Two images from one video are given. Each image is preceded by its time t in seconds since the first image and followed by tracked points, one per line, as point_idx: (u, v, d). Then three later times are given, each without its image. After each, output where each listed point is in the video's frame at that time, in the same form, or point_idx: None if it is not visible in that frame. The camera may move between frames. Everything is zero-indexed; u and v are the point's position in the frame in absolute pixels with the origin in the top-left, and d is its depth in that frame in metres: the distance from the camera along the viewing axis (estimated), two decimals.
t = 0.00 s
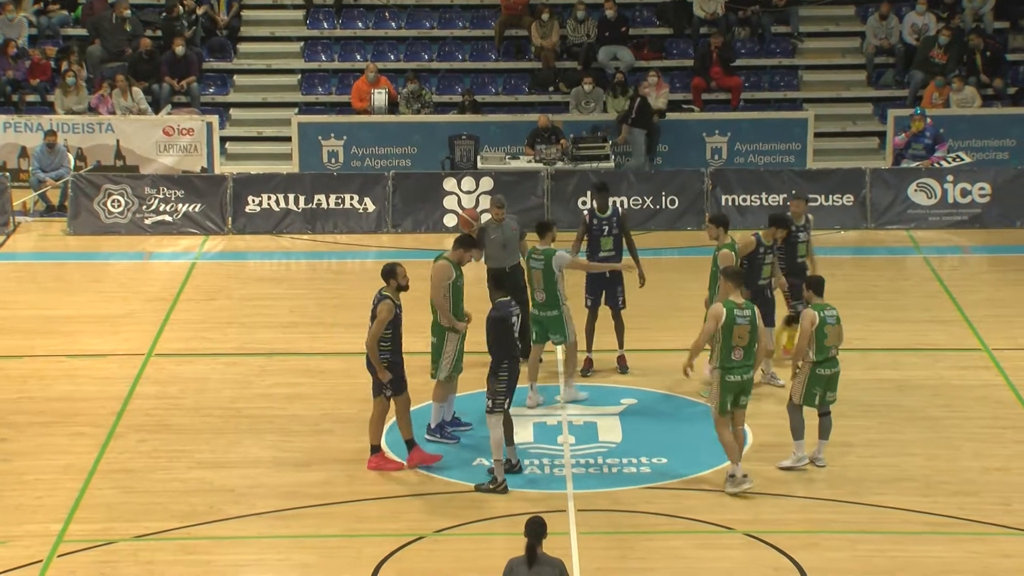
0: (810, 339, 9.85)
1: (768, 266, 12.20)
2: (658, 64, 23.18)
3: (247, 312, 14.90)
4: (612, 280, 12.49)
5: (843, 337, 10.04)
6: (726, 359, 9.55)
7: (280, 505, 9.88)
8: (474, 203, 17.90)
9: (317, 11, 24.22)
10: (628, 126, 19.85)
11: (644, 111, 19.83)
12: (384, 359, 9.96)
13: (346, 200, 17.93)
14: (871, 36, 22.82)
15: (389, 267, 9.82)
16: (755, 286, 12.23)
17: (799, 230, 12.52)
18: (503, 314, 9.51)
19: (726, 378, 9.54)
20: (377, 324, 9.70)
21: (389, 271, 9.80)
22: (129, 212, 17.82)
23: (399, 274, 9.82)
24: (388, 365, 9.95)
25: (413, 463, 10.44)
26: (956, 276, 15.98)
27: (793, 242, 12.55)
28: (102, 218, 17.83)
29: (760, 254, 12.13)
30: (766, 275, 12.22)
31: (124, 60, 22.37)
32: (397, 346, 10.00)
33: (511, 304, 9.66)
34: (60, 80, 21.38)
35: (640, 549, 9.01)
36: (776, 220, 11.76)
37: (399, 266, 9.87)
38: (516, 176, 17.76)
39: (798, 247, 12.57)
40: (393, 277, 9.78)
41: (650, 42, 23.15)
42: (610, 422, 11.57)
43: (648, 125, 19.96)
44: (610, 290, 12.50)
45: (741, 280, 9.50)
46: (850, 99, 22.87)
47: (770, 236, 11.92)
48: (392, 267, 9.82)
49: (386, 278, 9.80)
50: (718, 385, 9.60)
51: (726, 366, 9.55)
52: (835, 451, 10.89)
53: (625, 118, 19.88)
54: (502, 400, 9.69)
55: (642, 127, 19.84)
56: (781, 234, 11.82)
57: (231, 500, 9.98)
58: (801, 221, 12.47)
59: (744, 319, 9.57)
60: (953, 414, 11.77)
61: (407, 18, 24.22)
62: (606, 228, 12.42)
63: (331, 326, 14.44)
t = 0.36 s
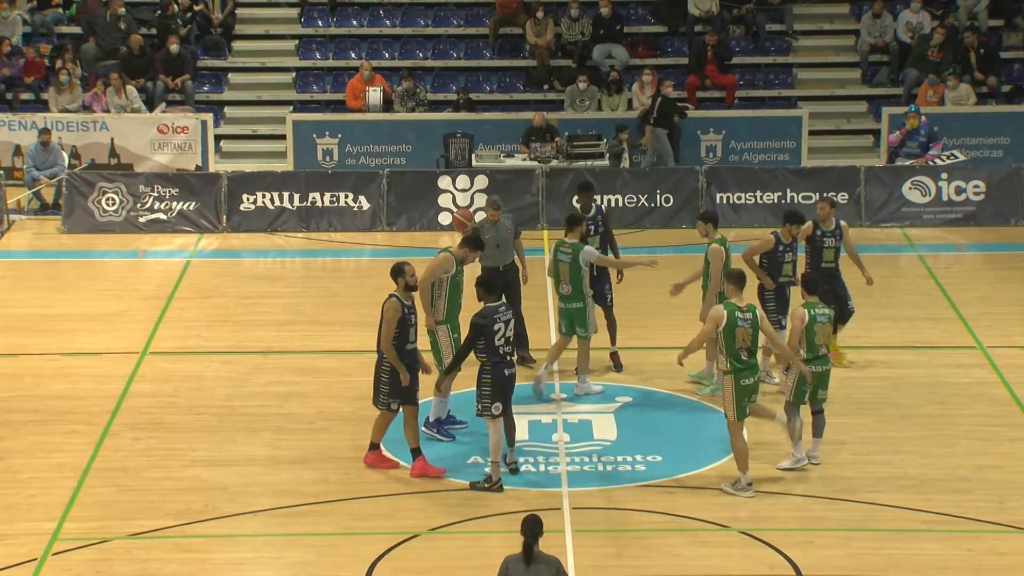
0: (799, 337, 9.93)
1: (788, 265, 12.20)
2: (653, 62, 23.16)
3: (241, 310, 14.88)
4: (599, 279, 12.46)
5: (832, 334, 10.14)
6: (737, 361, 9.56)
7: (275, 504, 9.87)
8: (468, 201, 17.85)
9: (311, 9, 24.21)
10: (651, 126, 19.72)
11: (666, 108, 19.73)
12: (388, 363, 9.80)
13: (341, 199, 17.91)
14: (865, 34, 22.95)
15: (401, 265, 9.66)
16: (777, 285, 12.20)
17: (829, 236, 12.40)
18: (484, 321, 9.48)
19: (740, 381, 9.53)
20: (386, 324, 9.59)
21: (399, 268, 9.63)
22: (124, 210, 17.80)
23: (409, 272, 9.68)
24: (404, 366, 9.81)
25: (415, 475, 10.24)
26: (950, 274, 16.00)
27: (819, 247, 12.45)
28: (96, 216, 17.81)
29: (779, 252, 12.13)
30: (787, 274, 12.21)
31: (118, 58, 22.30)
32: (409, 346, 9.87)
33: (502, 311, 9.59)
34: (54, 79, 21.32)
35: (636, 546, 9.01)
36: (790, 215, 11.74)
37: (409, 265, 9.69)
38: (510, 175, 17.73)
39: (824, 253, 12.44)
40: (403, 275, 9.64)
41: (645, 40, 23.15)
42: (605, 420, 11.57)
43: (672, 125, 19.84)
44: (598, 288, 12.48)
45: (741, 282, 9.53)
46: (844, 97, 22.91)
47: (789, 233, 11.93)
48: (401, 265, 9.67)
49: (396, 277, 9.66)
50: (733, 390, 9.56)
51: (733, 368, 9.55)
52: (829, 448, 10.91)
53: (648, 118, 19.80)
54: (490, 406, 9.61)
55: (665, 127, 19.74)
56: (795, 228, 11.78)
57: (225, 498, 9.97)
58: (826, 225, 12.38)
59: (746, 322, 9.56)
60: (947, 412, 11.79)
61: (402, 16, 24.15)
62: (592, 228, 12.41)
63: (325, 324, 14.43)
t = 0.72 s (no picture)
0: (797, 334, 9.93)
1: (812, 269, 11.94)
2: (652, 60, 23.16)
3: (240, 308, 14.88)
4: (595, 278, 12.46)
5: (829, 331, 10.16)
6: (739, 360, 9.57)
7: (274, 501, 9.88)
8: (468, 199, 17.85)
9: (310, 6, 24.17)
10: (681, 123, 19.95)
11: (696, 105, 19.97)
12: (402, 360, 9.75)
13: (340, 196, 17.91)
14: (864, 31, 22.86)
15: (416, 265, 9.60)
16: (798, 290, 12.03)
17: (831, 234, 12.44)
18: (483, 323, 9.48)
19: (745, 379, 9.55)
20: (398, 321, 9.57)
21: (414, 267, 9.57)
22: (123, 207, 17.80)
23: (425, 271, 9.59)
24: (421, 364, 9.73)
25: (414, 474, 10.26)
26: (949, 271, 16.02)
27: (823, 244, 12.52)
28: (96, 214, 17.82)
29: (801, 257, 11.91)
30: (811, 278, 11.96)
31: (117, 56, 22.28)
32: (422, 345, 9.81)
33: (501, 315, 9.55)
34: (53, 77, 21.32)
35: (635, 544, 9.02)
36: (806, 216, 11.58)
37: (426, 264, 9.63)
38: (509, 173, 17.70)
39: (824, 249, 12.48)
40: (418, 274, 9.57)
41: (644, 38, 23.17)
42: (604, 417, 11.59)
43: (701, 120, 20.06)
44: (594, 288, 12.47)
45: (751, 283, 9.50)
46: (843, 95, 22.91)
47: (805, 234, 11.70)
48: (417, 263, 9.61)
49: (411, 276, 9.60)
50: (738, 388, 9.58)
51: (738, 368, 9.56)
52: (828, 446, 10.93)
53: (678, 114, 20.02)
54: (482, 406, 9.62)
55: (695, 123, 19.95)
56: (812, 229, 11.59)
57: (225, 496, 9.98)
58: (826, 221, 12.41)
59: (750, 322, 9.57)
60: (946, 409, 11.81)
61: (401, 13, 24.11)
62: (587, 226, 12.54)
63: (324, 321, 14.43)
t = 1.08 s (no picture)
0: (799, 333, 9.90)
1: (836, 276, 11.73)
2: (651, 60, 23.18)
3: (240, 307, 14.88)
4: (594, 278, 12.47)
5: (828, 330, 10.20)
6: (744, 359, 9.57)
7: (274, 500, 9.88)
8: (467, 198, 17.88)
9: (310, 5, 24.14)
10: (711, 122, 19.94)
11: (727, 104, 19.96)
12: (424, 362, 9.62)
13: (340, 195, 17.90)
14: (864, 30, 22.87)
15: (426, 269, 9.49)
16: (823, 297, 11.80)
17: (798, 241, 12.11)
18: (485, 320, 9.51)
19: (750, 379, 9.55)
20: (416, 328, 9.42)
21: (425, 272, 9.46)
22: (123, 206, 17.79)
23: (435, 275, 9.51)
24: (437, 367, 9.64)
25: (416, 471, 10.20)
26: (949, 270, 16.02)
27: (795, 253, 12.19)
28: (96, 212, 17.82)
29: (824, 263, 11.74)
30: (836, 285, 11.74)
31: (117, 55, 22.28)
32: (434, 347, 9.75)
33: (506, 314, 9.55)
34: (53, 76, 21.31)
35: (635, 543, 9.02)
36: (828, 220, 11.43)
37: (435, 268, 9.54)
38: (508, 172, 17.68)
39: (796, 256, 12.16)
40: (429, 278, 9.48)
41: (644, 37, 23.19)
42: (604, 417, 11.58)
43: (731, 120, 20.02)
44: (593, 288, 12.48)
45: (756, 281, 9.49)
46: (843, 93, 22.90)
47: (827, 239, 11.67)
48: (426, 268, 9.49)
49: (421, 281, 9.47)
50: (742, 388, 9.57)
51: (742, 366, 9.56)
52: (827, 445, 10.93)
53: (708, 113, 19.99)
54: (484, 404, 9.62)
55: (726, 123, 19.95)
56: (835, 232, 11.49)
57: (225, 495, 9.98)
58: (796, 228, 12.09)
59: (758, 322, 9.53)
60: (947, 409, 11.81)
61: (401, 12, 24.09)
62: (585, 226, 12.38)
63: (324, 320, 14.43)
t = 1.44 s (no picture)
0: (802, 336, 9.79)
1: (854, 278, 11.28)
2: (651, 60, 23.19)
3: (240, 307, 14.88)
4: (593, 277, 12.49)
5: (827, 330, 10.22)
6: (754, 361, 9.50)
7: (274, 500, 9.88)
8: (467, 198, 17.91)
9: (310, 5, 24.13)
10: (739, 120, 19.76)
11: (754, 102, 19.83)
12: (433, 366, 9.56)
13: (340, 195, 17.89)
14: (864, 31, 22.88)
15: (435, 276, 9.40)
16: (838, 298, 11.38)
17: (769, 233, 12.09)
18: (494, 316, 9.51)
19: (755, 379, 9.49)
20: (432, 334, 9.36)
21: (435, 278, 9.40)
22: (123, 207, 17.79)
23: (445, 282, 9.46)
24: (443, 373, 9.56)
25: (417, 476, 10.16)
26: (949, 271, 16.02)
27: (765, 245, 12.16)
28: (96, 213, 17.82)
29: (843, 264, 11.29)
30: (852, 288, 11.30)
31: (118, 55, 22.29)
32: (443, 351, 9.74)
33: (515, 310, 9.49)
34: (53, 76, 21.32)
35: (635, 543, 9.03)
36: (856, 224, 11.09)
37: (444, 274, 9.49)
38: (508, 172, 17.69)
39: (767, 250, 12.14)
40: (439, 284, 9.41)
41: (644, 38, 23.19)
42: (604, 417, 11.58)
43: (760, 119, 19.93)
44: (592, 286, 12.50)
45: (767, 282, 9.46)
46: (843, 94, 22.90)
47: (850, 242, 11.19)
48: (437, 274, 9.43)
49: (432, 287, 9.42)
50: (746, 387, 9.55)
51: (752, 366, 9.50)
52: (827, 445, 10.93)
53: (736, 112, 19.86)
54: (495, 404, 9.63)
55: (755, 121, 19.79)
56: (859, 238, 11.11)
57: (225, 495, 9.98)
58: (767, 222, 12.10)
59: (774, 321, 9.45)
60: (947, 409, 11.81)
61: (401, 13, 24.08)
62: (585, 226, 12.35)
63: (324, 321, 14.43)
